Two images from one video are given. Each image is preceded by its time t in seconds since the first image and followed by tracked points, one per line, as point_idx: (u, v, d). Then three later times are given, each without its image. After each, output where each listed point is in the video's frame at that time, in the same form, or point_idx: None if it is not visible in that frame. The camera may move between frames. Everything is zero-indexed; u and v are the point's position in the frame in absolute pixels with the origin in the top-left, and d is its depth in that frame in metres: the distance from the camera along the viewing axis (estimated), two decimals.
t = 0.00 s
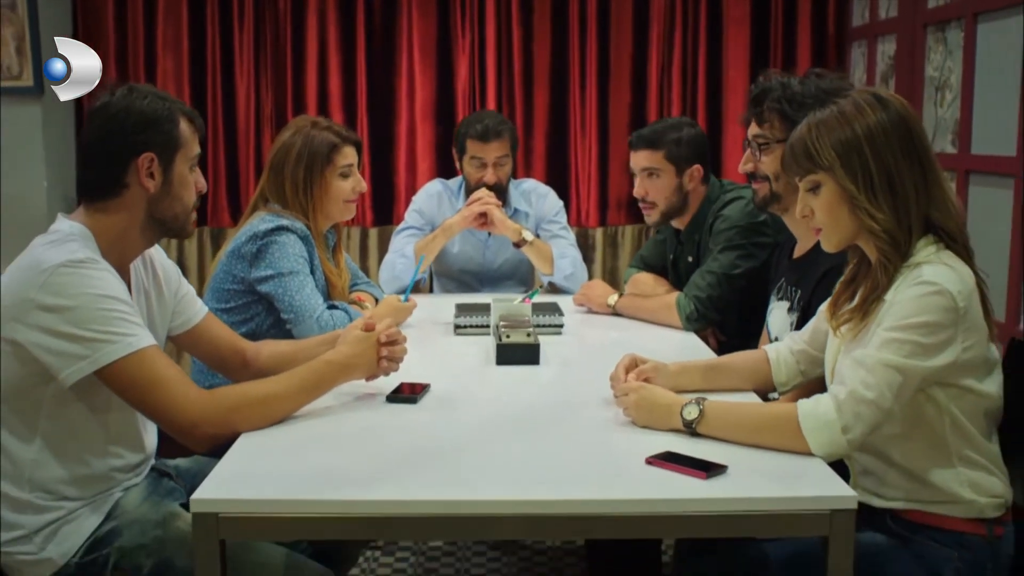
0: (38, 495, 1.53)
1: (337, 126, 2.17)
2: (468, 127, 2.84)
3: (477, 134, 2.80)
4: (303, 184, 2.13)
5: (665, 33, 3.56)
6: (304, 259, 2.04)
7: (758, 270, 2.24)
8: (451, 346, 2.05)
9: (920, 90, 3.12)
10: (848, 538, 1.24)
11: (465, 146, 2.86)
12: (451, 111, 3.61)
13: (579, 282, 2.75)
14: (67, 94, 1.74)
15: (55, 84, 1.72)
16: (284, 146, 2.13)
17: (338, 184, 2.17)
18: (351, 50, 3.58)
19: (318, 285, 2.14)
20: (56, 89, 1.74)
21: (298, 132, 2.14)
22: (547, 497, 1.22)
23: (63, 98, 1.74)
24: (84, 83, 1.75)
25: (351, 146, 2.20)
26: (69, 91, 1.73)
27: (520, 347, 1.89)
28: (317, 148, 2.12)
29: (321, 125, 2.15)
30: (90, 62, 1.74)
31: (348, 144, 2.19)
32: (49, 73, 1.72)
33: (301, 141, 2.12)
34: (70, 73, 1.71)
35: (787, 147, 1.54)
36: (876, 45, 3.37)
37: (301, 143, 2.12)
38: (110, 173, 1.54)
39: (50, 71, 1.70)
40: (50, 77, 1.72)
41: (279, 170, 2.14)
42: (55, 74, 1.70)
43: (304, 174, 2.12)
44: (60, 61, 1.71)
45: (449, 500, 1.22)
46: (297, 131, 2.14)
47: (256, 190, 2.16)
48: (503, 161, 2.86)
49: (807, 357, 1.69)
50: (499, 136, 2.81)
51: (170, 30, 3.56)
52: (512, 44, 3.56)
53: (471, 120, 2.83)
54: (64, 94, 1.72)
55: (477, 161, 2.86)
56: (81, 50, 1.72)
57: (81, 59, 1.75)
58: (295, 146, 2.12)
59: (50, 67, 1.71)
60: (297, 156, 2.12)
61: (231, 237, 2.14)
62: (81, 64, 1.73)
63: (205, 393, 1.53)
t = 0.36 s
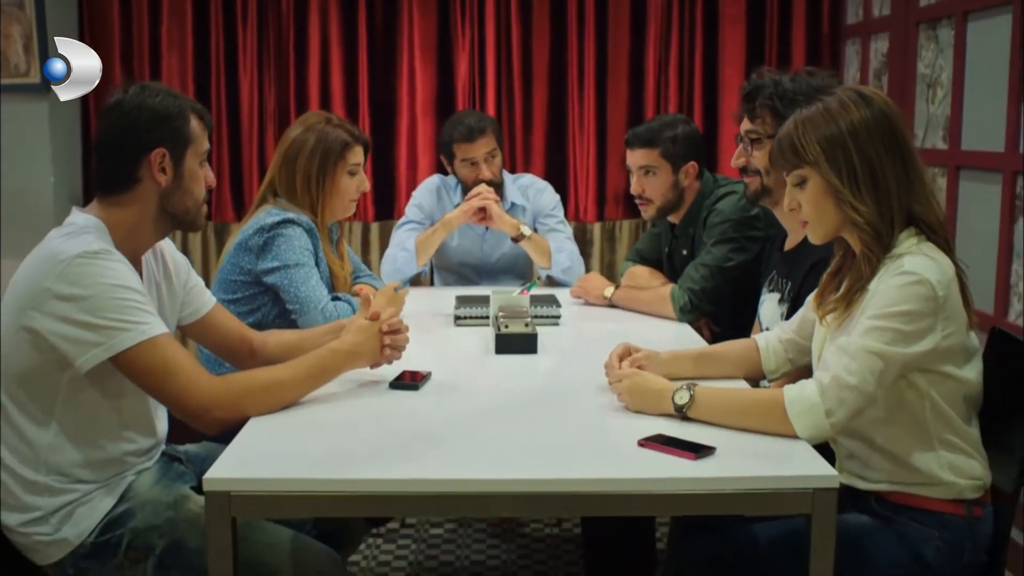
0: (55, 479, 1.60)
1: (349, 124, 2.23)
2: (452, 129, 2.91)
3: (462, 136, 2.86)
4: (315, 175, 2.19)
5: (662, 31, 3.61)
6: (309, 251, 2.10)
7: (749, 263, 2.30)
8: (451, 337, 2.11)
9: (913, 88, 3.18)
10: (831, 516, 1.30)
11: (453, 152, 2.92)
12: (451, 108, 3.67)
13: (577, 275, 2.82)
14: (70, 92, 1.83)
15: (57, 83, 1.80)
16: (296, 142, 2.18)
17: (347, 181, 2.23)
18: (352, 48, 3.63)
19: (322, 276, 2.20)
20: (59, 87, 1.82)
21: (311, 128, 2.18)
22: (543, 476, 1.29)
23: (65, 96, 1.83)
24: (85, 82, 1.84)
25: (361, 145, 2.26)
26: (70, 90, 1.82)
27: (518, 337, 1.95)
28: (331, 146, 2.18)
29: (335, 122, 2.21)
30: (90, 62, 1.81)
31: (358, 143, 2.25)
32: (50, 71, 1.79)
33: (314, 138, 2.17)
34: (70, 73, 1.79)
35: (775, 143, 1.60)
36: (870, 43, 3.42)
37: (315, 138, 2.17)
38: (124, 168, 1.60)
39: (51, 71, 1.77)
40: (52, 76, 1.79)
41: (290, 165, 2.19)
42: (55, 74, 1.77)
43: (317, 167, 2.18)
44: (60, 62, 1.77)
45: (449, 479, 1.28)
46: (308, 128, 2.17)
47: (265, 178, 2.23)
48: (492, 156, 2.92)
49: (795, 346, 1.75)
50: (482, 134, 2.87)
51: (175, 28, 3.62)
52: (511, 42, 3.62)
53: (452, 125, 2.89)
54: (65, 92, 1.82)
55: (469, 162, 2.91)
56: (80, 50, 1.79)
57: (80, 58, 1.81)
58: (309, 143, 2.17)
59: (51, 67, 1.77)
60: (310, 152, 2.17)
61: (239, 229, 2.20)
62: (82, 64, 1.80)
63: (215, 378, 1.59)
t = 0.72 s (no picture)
0: (70, 462, 1.66)
1: (354, 120, 2.29)
2: (452, 126, 2.96)
3: (463, 131, 2.92)
4: (321, 170, 2.25)
5: (659, 28, 3.67)
6: (314, 243, 2.16)
7: (743, 255, 2.36)
8: (453, 327, 2.17)
9: (906, 85, 3.23)
10: (815, 494, 1.36)
11: (454, 148, 2.98)
12: (451, 104, 3.72)
13: (575, 268, 2.88)
14: (68, 93, 1.83)
15: (55, 83, 1.81)
16: (301, 137, 2.24)
17: (352, 175, 2.29)
18: (354, 45, 3.69)
19: (327, 268, 2.26)
20: (58, 88, 1.82)
21: (317, 124, 2.24)
22: (540, 456, 1.35)
23: (64, 97, 1.83)
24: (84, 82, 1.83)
25: (365, 141, 2.32)
26: (69, 90, 1.82)
27: (518, 327, 2.01)
28: (338, 142, 2.24)
29: (340, 118, 2.27)
30: (90, 62, 1.81)
31: (363, 139, 2.31)
32: (51, 72, 1.80)
33: (320, 133, 2.23)
34: (70, 73, 1.80)
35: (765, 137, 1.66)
36: (864, 40, 3.47)
37: (321, 133, 2.23)
38: (136, 162, 1.66)
39: (50, 71, 1.78)
40: (52, 77, 1.81)
41: (297, 160, 2.25)
42: (55, 74, 1.79)
43: (323, 161, 2.24)
44: (60, 61, 1.79)
45: (451, 460, 1.34)
46: (314, 123, 2.24)
47: (271, 172, 2.28)
48: (493, 150, 2.97)
49: (785, 335, 1.82)
50: (482, 129, 2.92)
51: (179, 26, 3.67)
52: (511, 39, 3.67)
53: (453, 121, 2.95)
54: (64, 93, 1.81)
55: (469, 158, 2.97)
56: (80, 50, 1.80)
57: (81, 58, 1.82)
58: (314, 138, 2.23)
59: (50, 67, 1.79)
60: (316, 147, 2.23)
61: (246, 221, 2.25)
62: (81, 64, 1.81)
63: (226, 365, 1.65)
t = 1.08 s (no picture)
0: (84, 447, 1.72)
1: (359, 116, 2.35)
2: (455, 120, 3.01)
3: (466, 126, 2.97)
4: (326, 164, 2.30)
5: (657, 25, 3.72)
6: (319, 236, 2.22)
7: (737, 248, 2.41)
8: (454, 317, 2.23)
9: (900, 80, 3.28)
10: (801, 475, 1.42)
11: (455, 143, 3.03)
12: (452, 99, 3.77)
13: (574, 260, 2.94)
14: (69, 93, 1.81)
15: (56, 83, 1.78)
16: (307, 132, 2.30)
17: (356, 169, 2.35)
18: (356, 41, 3.74)
19: (331, 260, 2.32)
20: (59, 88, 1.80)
21: (322, 120, 2.30)
22: (537, 439, 1.41)
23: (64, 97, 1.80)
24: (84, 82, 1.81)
25: (369, 137, 2.38)
26: (69, 90, 1.79)
27: (517, 317, 2.07)
28: (343, 138, 2.30)
29: (345, 114, 2.33)
30: (91, 61, 1.79)
31: (367, 135, 2.36)
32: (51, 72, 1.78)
33: (325, 129, 2.29)
34: (69, 73, 1.78)
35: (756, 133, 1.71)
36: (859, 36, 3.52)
37: (326, 130, 2.29)
38: (147, 157, 1.72)
39: (51, 71, 1.76)
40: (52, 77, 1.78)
41: (302, 154, 2.31)
42: (55, 74, 1.76)
43: (328, 156, 2.29)
44: (60, 61, 1.77)
45: (452, 442, 1.40)
46: (320, 119, 2.30)
47: (278, 165, 2.34)
48: (495, 144, 3.03)
49: (776, 324, 1.88)
50: (483, 124, 2.97)
51: (184, 22, 3.73)
52: (510, 34, 3.72)
53: (456, 116, 3.00)
54: (64, 93, 1.79)
55: (471, 152, 3.02)
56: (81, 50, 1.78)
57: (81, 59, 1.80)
58: (320, 133, 2.29)
59: (50, 67, 1.76)
60: (321, 142, 2.29)
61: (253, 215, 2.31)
62: (81, 64, 1.79)
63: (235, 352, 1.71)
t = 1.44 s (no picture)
0: (97, 432, 1.78)
1: (360, 112, 2.40)
2: (456, 116, 3.06)
3: (467, 121, 3.02)
4: (329, 159, 2.36)
5: (654, 21, 3.76)
6: (323, 229, 2.28)
7: (732, 240, 2.46)
8: (454, 308, 2.29)
9: (894, 76, 3.34)
10: (788, 458, 1.48)
11: (456, 138, 3.09)
12: (452, 95, 3.82)
13: (572, 252, 3.00)
14: (67, 94, 1.73)
15: (55, 84, 1.71)
16: (308, 129, 2.36)
17: (358, 164, 2.40)
18: (358, 37, 3.80)
19: (335, 252, 2.38)
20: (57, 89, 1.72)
21: (324, 116, 2.36)
22: (535, 424, 1.47)
23: (63, 98, 1.73)
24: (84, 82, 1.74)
25: (370, 132, 2.43)
26: (69, 90, 1.71)
27: (516, 308, 2.13)
28: (344, 132, 2.35)
29: (346, 110, 2.38)
30: (91, 62, 1.72)
31: (369, 130, 2.42)
32: (49, 71, 1.70)
33: (327, 125, 2.35)
34: (70, 73, 1.71)
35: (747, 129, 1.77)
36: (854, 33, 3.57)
37: (329, 124, 2.35)
38: (158, 152, 1.77)
39: (50, 71, 1.68)
40: (51, 77, 1.71)
41: (305, 150, 2.37)
42: (55, 73, 1.68)
43: (331, 151, 2.35)
44: (60, 61, 1.69)
45: (453, 427, 1.46)
46: (322, 115, 2.36)
47: (282, 160, 2.39)
48: (495, 140, 3.08)
49: (766, 314, 1.94)
50: (484, 119, 3.03)
51: (188, 18, 3.77)
52: (510, 31, 3.78)
53: (457, 111, 3.05)
54: (64, 93, 1.71)
55: (472, 146, 3.08)
56: (81, 49, 1.71)
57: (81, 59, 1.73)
58: (321, 129, 2.35)
59: (50, 66, 1.68)
60: (323, 138, 2.35)
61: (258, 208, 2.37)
62: (82, 64, 1.72)
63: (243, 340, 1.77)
